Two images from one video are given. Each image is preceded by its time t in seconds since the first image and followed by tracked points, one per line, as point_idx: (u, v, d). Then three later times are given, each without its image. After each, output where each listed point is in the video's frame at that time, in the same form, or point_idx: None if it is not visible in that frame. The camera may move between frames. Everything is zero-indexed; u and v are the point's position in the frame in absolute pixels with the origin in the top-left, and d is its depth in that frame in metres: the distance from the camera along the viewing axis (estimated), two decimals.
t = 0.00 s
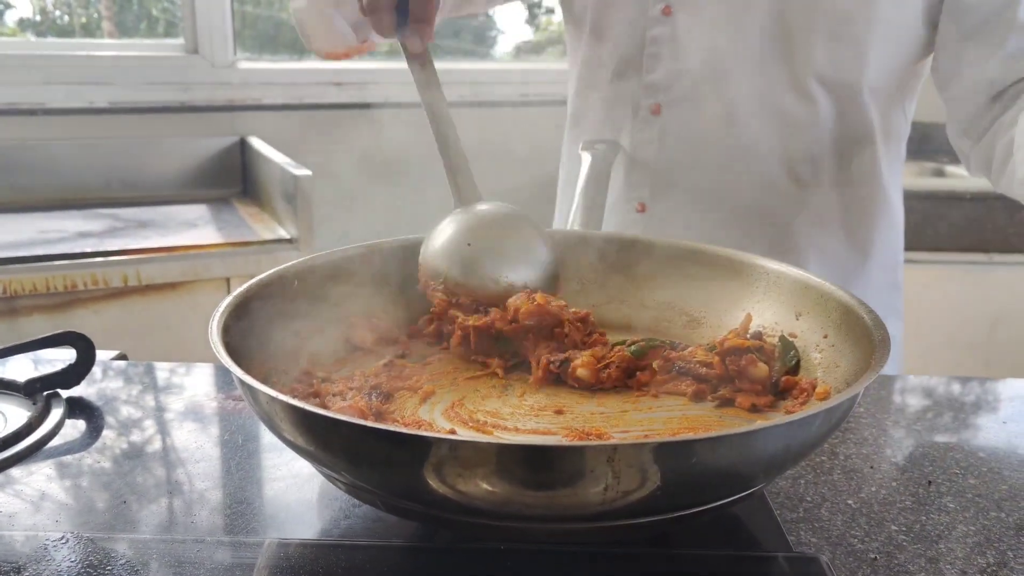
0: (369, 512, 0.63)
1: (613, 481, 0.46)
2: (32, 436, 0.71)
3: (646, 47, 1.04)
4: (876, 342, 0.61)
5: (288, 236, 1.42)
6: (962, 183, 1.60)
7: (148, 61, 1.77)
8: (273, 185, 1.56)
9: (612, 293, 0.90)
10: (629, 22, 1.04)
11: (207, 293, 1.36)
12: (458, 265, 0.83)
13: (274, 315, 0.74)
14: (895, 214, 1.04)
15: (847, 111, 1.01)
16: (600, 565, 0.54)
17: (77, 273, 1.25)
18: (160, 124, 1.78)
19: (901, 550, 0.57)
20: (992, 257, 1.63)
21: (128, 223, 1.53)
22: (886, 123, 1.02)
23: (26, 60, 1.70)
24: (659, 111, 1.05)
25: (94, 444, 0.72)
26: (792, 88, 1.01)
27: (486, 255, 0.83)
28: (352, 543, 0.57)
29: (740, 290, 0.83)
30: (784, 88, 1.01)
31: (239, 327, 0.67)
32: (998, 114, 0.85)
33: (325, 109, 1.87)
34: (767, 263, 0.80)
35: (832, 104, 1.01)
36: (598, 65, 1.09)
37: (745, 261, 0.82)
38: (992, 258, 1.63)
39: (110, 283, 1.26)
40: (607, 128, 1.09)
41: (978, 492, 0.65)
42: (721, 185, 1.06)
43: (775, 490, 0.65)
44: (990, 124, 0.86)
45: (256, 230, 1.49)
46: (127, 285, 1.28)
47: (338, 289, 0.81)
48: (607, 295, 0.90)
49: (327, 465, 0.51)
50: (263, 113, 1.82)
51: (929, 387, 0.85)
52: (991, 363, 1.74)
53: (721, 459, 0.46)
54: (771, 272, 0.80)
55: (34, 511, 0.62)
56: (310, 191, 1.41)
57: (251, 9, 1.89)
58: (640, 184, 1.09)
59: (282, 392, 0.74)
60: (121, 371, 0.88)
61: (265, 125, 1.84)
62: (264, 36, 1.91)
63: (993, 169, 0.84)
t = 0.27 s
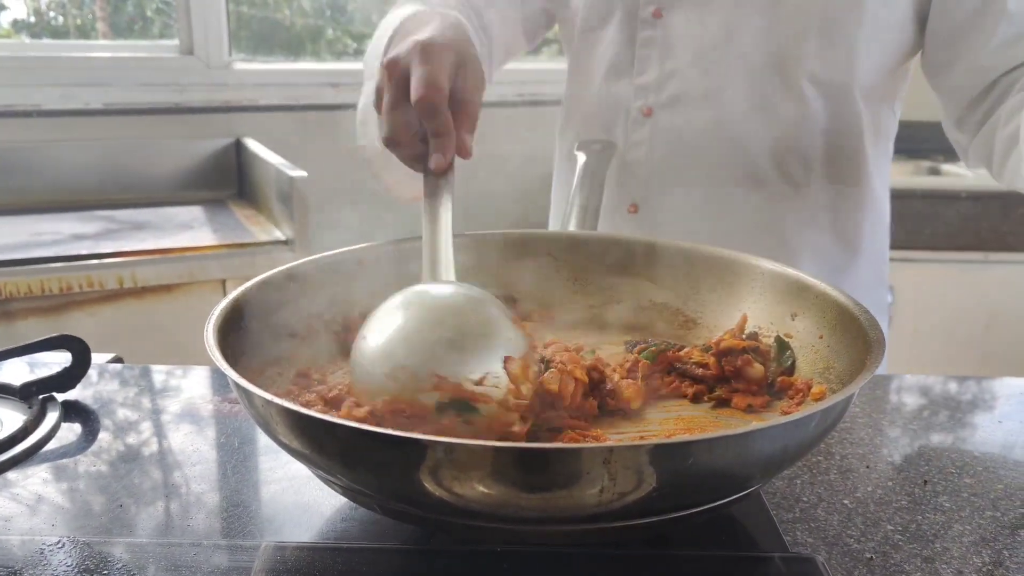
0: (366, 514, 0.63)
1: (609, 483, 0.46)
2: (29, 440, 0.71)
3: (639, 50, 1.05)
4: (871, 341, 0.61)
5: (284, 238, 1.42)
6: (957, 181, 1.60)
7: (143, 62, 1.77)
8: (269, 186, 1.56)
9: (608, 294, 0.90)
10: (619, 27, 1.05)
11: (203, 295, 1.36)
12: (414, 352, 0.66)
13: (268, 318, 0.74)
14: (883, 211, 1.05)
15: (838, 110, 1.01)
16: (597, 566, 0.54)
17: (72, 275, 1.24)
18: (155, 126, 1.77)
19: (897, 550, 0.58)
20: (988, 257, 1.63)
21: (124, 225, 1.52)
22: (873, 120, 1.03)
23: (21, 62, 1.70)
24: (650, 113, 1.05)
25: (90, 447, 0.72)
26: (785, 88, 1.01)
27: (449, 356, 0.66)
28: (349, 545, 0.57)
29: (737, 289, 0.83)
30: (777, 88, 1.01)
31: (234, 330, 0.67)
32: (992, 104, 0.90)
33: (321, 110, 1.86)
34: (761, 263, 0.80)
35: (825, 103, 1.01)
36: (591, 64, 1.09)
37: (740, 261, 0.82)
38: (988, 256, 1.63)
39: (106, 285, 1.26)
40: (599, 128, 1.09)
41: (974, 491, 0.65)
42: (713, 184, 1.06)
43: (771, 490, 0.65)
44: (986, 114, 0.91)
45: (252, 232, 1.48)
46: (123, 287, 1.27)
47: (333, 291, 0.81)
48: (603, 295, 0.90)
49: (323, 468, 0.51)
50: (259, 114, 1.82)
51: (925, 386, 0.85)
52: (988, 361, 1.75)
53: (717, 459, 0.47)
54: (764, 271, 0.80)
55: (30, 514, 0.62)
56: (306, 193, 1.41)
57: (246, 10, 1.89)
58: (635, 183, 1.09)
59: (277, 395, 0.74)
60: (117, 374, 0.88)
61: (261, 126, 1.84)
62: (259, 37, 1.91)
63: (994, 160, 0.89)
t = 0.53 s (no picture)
0: (363, 514, 0.62)
1: (607, 482, 0.46)
2: (26, 440, 0.71)
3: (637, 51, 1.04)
4: (869, 339, 0.61)
5: (280, 239, 1.41)
6: (953, 181, 1.61)
7: (139, 62, 1.77)
8: (265, 186, 1.56)
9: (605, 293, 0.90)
10: (614, 31, 1.05)
11: (199, 296, 1.35)
12: (830, 368, 0.70)
13: (265, 318, 0.74)
14: (872, 208, 1.06)
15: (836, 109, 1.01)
16: (594, 566, 0.54)
17: (68, 276, 1.24)
18: (151, 126, 1.77)
19: (894, 548, 0.58)
20: (984, 255, 1.63)
21: (120, 226, 1.52)
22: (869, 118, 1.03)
23: (16, 62, 1.69)
24: (650, 114, 1.05)
25: (87, 448, 0.72)
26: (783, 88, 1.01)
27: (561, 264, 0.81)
28: (347, 545, 0.57)
29: (733, 289, 0.83)
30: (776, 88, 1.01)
31: (232, 330, 0.67)
32: (993, 96, 0.88)
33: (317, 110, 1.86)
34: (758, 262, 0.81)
35: (823, 102, 1.02)
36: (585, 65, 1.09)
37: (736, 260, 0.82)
38: (983, 256, 1.63)
39: (102, 286, 1.26)
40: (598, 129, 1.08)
41: (969, 489, 0.65)
42: (711, 183, 1.06)
43: (768, 489, 0.66)
44: (988, 108, 0.89)
45: (248, 233, 1.48)
46: (119, 287, 1.27)
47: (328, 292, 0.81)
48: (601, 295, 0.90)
49: (321, 468, 0.51)
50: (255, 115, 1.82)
51: (922, 386, 0.85)
52: (984, 360, 1.75)
53: (715, 458, 0.47)
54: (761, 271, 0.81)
55: (27, 516, 0.62)
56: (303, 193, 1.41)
57: (242, 10, 1.88)
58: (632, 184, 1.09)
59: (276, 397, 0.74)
60: (114, 374, 0.87)
61: (257, 127, 1.84)
62: (255, 37, 1.91)
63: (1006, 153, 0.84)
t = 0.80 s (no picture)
0: (359, 514, 0.62)
1: (603, 483, 0.46)
2: (23, 441, 0.71)
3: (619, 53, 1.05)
4: (865, 339, 0.61)
5: (277, 239, 1.41)
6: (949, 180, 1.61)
7: (136, 63, 1.77)
8: (262, 186, 1.56)
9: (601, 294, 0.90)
10: (598, 31, 1.05)
11: (197, 296, 1.35)
12: (829, 363, 0.70)
13: (259, 318, 0.74)
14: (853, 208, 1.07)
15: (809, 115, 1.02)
16: (591, 566, 0.55)
17: (66, 276, 1.24)
18: (148, 127, 1.77)
19: (890, 548, 0.58)
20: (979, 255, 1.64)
21: (117, 227, 1.52)
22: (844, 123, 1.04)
23: (12, 62, 1.69)
24: (630, 115, 1.06)
25: (85, 449, 0.72)
26: (758, 91, 1.02)
27: (377, 310, 0.78)
28: (344, 546, 0.57)
29: (728, 289, 0.83)
30: (751, 91, 1.02)
31: (228, 330, 0.67)
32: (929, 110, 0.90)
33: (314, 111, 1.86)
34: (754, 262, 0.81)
35: (797, 104, 1.02)
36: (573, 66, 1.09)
37: (731, 260, 0.82)
38: (979, 255, 1.64)
39: (99, 286, 1.26)
40: (579, 131, 1.08)
41: (965, 489, 0.66)
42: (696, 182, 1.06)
43: (765, 488, 0.66)
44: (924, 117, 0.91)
45: (246, 233, 1.48)
46: (116, 288, 1.27)
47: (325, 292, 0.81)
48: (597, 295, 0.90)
49: (318, 469, 0.51)
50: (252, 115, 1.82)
51: (918, 385, 0.85)
52: (980, 359, 1.75)
53: (711, 459, 0.47)
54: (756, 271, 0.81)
55: (23, 517, 0.62)
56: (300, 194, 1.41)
57: (238, 10, 1.88)
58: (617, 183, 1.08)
59: (273, 397, 0.74)
60: (110, 375, 0.88)
61: (255, 127, 1.84)
62: (252, 38, 1.91)
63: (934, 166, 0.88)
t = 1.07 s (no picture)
0: (358, 515, 0.62)
1: (602, 483, 0.46)
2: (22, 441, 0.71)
3: (593, 59, 1.04)
4: (864, 338, 0.61)
5: (277, 239, 1.41)
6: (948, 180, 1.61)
7: (135, 63, 1.77)
8: (261, 186, 1.56)
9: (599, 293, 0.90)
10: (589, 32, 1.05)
11: (196, 296, 1.35)
12: (827, 363, 0.70)
13: (258, 318, 0.74)
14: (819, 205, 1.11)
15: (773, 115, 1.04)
16: (589, 565, 0.55)
17: (66, 277, 1.24)
18: (147, 127, 1.77)
19: (889, 547, 0.58)
20: (978, 255, 1.64)
21: (116, 227, 1.52)
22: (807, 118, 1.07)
23: (11, 62, 1.69)
24: (604, 118, 1.06)
25: (84, 449, 0.72)
26: (729, 95, 1.03)
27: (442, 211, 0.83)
28: (343, 546, 0.57)
29: (727, 289, 0.83)
30: (722, 98, 1.03)
31: (226, 331, 0.67)
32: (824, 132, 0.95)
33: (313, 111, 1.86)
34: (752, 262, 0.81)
35: (764, 109, 1.04)
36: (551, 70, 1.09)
37: (730, 260, 0.83)
38: (978, 255, 1.64)
39: (99, 287, 1.26)
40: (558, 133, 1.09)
41: (965, 489, 0.66)
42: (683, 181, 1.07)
43: (764, 488, 0.66)
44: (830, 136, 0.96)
45: (245, 233, 1.48)
46: (115, 288, 1.27)
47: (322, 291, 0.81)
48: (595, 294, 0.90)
49: (317, 469, 0.51)
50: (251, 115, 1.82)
51: (917, 385, 0.85)
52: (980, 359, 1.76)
53: (709, 458, 0.47)
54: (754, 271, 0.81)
55: (22, 517, 0.62)
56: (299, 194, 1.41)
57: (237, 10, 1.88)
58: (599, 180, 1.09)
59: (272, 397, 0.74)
60: (110, 375, 0.88)
61: (254, 128, 1.84)
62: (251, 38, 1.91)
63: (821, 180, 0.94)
